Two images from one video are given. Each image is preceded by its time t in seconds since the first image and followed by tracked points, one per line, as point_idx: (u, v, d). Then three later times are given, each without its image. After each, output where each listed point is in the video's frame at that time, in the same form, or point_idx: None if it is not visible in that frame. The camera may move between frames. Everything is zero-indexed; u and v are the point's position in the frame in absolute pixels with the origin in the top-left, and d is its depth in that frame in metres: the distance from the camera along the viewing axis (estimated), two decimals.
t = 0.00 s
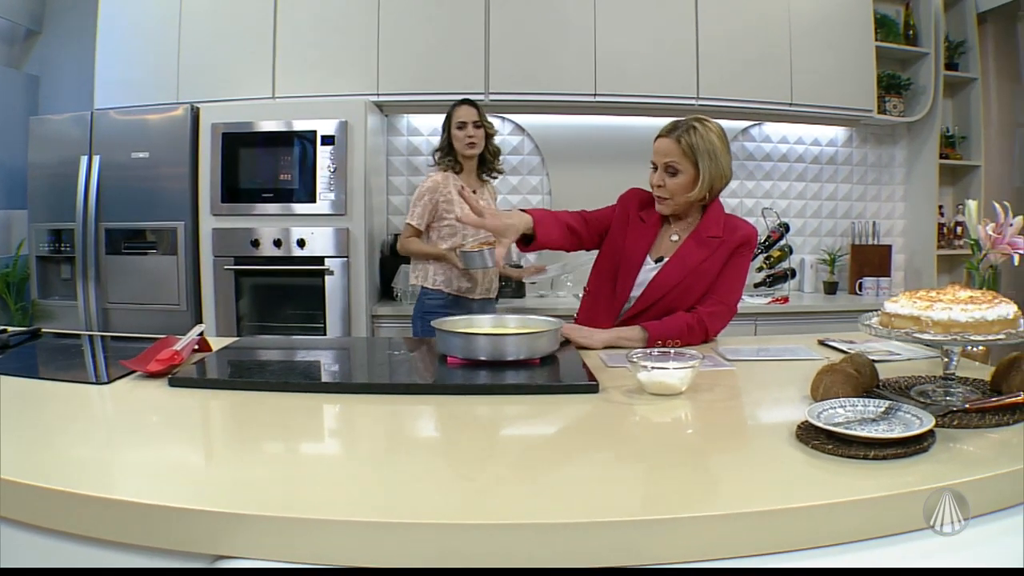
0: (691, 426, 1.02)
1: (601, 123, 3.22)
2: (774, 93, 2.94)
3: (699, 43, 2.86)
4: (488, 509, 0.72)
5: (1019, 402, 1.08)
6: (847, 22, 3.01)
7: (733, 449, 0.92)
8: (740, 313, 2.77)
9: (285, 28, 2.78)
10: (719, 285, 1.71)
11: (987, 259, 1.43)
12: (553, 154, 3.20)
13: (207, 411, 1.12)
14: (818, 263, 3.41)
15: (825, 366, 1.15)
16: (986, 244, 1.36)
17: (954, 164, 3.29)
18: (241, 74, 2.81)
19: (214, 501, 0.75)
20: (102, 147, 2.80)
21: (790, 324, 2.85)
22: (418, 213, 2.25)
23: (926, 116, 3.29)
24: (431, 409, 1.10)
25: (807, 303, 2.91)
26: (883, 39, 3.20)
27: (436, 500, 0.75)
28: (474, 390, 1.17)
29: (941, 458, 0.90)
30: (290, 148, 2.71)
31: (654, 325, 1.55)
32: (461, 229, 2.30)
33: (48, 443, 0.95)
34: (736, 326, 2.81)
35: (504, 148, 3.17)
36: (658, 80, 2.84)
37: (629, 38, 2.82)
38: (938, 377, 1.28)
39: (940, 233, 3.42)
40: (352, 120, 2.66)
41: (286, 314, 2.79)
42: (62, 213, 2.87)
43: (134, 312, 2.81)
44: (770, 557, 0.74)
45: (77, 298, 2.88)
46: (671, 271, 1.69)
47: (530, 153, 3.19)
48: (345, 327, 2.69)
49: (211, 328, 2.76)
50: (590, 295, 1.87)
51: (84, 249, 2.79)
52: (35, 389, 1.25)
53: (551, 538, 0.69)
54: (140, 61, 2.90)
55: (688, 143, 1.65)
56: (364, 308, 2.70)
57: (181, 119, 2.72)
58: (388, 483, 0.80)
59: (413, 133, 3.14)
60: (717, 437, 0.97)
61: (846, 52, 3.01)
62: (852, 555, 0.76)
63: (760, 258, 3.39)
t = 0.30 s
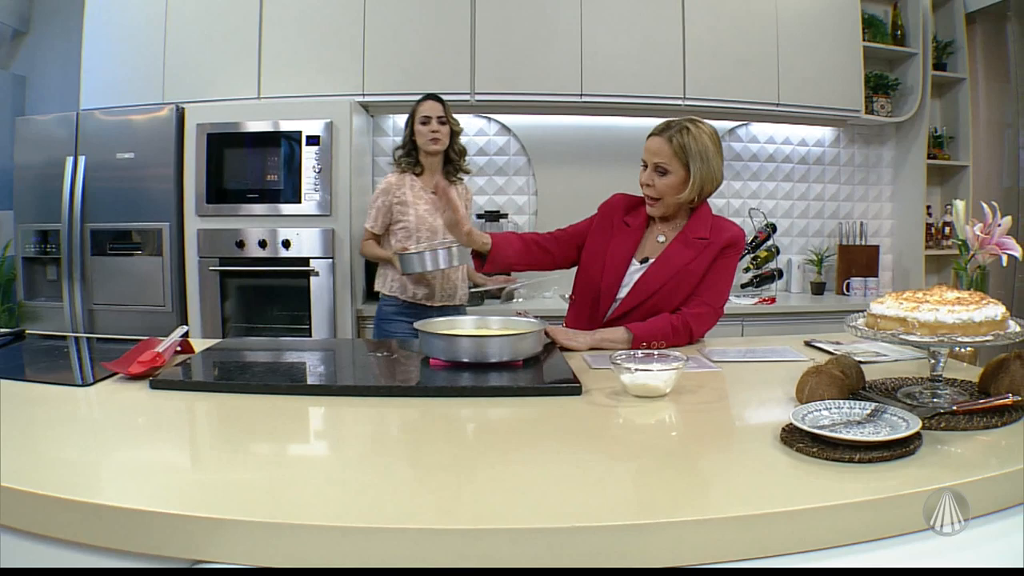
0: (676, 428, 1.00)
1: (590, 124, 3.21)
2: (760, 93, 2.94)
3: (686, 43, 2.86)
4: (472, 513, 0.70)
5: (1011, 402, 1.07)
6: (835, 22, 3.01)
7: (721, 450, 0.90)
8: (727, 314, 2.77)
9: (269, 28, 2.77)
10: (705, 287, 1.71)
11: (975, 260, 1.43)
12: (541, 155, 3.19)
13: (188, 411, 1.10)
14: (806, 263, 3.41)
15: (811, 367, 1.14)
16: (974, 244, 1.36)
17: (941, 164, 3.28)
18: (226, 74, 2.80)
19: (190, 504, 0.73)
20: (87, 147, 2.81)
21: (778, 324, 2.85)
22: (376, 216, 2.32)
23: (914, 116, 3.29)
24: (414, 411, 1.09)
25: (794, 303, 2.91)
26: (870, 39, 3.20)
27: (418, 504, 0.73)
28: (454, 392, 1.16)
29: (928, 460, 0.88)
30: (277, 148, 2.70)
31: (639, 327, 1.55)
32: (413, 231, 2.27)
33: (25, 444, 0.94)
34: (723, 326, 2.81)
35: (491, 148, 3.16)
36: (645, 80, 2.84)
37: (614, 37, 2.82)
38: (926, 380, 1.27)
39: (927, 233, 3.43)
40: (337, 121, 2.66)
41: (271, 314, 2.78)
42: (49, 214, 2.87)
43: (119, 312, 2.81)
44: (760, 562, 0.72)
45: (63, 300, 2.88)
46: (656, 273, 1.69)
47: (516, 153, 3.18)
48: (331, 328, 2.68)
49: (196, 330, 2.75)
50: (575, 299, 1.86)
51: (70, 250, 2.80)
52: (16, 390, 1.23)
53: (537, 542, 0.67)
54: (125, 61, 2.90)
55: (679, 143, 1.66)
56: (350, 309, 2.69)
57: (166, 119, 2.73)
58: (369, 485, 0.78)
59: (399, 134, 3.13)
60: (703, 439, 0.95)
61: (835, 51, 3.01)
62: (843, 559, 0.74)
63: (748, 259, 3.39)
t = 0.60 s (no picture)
0: (666, 430, 1.00)
1: (583, 124, 3.21)
2: (753, 93, 2.94)
3: (677, 43, 2.85)
4: (461, 517, 0.69)
5: (1004, 404, 1.07)
6: (829, 21, 3.01)
7: (712, 452, 0.90)
8: (720, 314, 2.77)
9: (258, 28, 2.77)
10: (695, 288, 1.70)
11: (967, 260, 1.42)
12: (533, 155, 3.19)
13: (176, 412, 1.09)
14: (798, 263, 3.41)
15: (801, 369, 1.14)
16: (967, 245, 1.36)
17: (934, 164, 3.28)
18: (216, 74, 2.80)
19: (177, 507, 0.72)
20: (78, 147, 2.81)
21: (771, 324, 2.85)
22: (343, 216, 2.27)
23: (906, 116, 3.29)
24: (403, 413, 1.08)
25: (785, 303, 2.92)
26: (863, 39, 3.20)
27: (409, 507, 0.72)
28: (443, 394, 1.16)
29: (920, 462, 0.87)
30: (269, 149, 2.70)
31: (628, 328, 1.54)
32: (372, 231, 2.22)
33: (10, 446, 0.93)
34: (715, 326, 2.81)
35: (482, 148, 3.15)
36: (637, 80, 2.84)
37: (605, 37, 2.81)
38: (918, 381, 1.26)
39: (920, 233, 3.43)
40: (327, 120, 2.65)
41: (262, 315, 2.78)
42: (40, 215, 2.88)
43: (109, 313, 2.81)
44: (754, 565, 0.71)
45: (54, 301, 2.88)
46: (644, 273, 1.70)
47: (507, 154, 3.17)
48: (323, 329, 2.68)
49: (187, 331, 2.75)
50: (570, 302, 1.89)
51: (60, 251, 2.79)
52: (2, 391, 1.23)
53: (530, 545, 0.67)
54: (115, 62, 2.90)
55: (661, 144, 1.67)
56: (342, 309, 2.69)
57: (156, 119, 2.73)
58: (358, 488, 0.77)
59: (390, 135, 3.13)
60: (693, 441, 0.95)
61: (829, 51, 3.01)
62: (835, 562, 0.74)
63: (740, 259, 3.38)
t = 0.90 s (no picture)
0: (661, 431, 0.99)
1: (579, 124, 3.21)
2: (749, 93, 2.94)
3: (672, 43, 2.85)
4: (456, 518, 0.69)
5: (999, 405, 1.07)
6: (825, 21, 3.01)
7: (706, 453, 0.90)
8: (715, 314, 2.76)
9: (252, 28, 2.77)
10: (691, 289, 1.72)
11: (962, 260, 1.42)
12: (528, 155, 3.18)
13: (168, 414, 1.08)
14: (793, 263, 3.41)
15: (796, 370, 1.13)
16: (962, 245, 1.36)
17: (930, 164, 3.29)
18: (210, 75, 2.79)
19: (171, 509, 0.71)
20: (72, 147, 2.81)
21: (767, 324, 2.85)
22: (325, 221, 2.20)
23: (902, 116, 3.29)
24: (396, 414, 1.08)
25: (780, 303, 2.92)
26: (858, 39, 3.20)
27: (405, 509, 0.71)
28: (436, 395, 1.16)
29: (915, 463, 0.87)
30: (263, 149, 2.70)
31: (623, 329, 1.55)
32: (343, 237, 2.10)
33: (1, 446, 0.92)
34: (711, 326, 2.81)
35: (476, 148, 3.15)
36: (632, 80, 2.83)
37: (599, 37, 2.81)
38: (913, 382, 1.26)
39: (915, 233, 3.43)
40: (321, 120, 2.64)
41: (255, 315, 2.77)
42: (34, 215, 2.88)
43: (103, 314, 2.80)
44: (750, 567, 0.71)
45: (48, 301, 2.88)
46: (642, 275, 1.70)
47: (501, 154, 3.17)
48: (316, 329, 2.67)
49: (180, 331, 2.75)
50: (564, 300, 1.87)
51: (54, 252, 2.79)
52: None
53: (525, 547, 0.66)
54: (109, 62, 2.90)
55: (661, 144, 1.67)
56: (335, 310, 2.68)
57: (150, 119, 2.73)
58: (353, 489, 0.76)
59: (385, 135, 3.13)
60: (688, 442, 0.94)
61: (825, 51, 3.01)
62: (832, 564, 0.73)
63: (735, 259, 3.38)
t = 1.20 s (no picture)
0: (661, 431, 1.00)
1: (580, 124, 3.20)
2: (749, 93, 2.94)
3: (673, 43, 2.85)
4: (456, 519, 0.69)
5: (999, 406, 1.07)
6: (825, 21, 3.01)
7: (706, 454, 0.90)
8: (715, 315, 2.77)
9: (253, 28, 2.77)
10: (690, 288, 1.72)
11: (962, 261, 1.42)
12: (528, 156, 3.18)
13: (170, 414, 1.08)
14: (793, 264, 3.41)
15: (796, 370, 1.13)
16: (963, 245, 1.36)
17: (930, 164, 3.28)
18: (210, 75, 2.79)
19: (171, 508, 0.71)
20: (72, 148, 2.81)
21: (767, 325, 2.85)
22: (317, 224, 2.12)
23: (902, 116, 3.29)
24: (397, 414, 1.08)
25: (780, 303, 2.92)
26: (858, 40, 3.20)
27: (405, 510, 0.71)
28: (436, 395, 1.16)
29: (916, 464, 0.87)
30: (264, 149, 2.69)
31: (622, 330, 1.55)
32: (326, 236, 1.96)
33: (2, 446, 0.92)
34: (711, 327, 2.81)
35: (476, 149, 3.15)
36: (632, 81, 2.83)
37: (600, 38, 2.81)
38: (913, 382, 1.26)
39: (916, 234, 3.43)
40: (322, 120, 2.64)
41: (255, 316, 2.77)
42: (35, 216, 2.88)
43: (103, 314, 2.81)
44: (751, 568, 0.71)
45: (49, 302, 2.88)
46: (639, 275, 1.70)
47: (502, 154, 3.18)
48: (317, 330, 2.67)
49: (181, 332, 2.75)
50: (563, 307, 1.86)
51: (54, 252, 2.79)
52: None
53: (525, 548, 0.66)
54: (109, 63, 2.90)
55: (654, 143, 1.69)
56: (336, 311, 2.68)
57: (150, 120, 2.73)
58: (353, 489, 0.76)
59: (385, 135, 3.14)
60: (688, 442, 0.94)
61: (825, 51, 3.01)
62: (833, 564, 0.73)
63: (735, 259, 3.38)
